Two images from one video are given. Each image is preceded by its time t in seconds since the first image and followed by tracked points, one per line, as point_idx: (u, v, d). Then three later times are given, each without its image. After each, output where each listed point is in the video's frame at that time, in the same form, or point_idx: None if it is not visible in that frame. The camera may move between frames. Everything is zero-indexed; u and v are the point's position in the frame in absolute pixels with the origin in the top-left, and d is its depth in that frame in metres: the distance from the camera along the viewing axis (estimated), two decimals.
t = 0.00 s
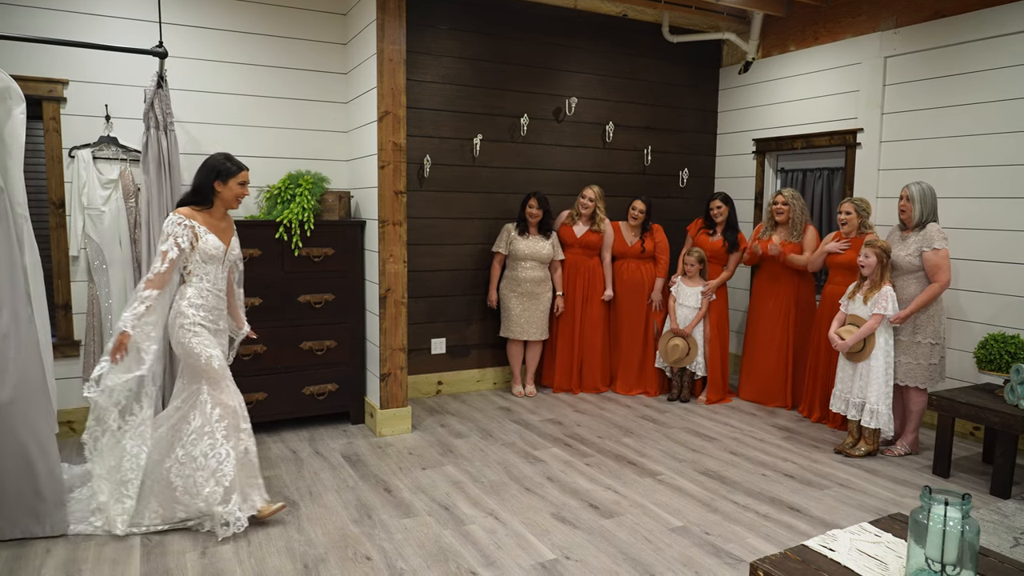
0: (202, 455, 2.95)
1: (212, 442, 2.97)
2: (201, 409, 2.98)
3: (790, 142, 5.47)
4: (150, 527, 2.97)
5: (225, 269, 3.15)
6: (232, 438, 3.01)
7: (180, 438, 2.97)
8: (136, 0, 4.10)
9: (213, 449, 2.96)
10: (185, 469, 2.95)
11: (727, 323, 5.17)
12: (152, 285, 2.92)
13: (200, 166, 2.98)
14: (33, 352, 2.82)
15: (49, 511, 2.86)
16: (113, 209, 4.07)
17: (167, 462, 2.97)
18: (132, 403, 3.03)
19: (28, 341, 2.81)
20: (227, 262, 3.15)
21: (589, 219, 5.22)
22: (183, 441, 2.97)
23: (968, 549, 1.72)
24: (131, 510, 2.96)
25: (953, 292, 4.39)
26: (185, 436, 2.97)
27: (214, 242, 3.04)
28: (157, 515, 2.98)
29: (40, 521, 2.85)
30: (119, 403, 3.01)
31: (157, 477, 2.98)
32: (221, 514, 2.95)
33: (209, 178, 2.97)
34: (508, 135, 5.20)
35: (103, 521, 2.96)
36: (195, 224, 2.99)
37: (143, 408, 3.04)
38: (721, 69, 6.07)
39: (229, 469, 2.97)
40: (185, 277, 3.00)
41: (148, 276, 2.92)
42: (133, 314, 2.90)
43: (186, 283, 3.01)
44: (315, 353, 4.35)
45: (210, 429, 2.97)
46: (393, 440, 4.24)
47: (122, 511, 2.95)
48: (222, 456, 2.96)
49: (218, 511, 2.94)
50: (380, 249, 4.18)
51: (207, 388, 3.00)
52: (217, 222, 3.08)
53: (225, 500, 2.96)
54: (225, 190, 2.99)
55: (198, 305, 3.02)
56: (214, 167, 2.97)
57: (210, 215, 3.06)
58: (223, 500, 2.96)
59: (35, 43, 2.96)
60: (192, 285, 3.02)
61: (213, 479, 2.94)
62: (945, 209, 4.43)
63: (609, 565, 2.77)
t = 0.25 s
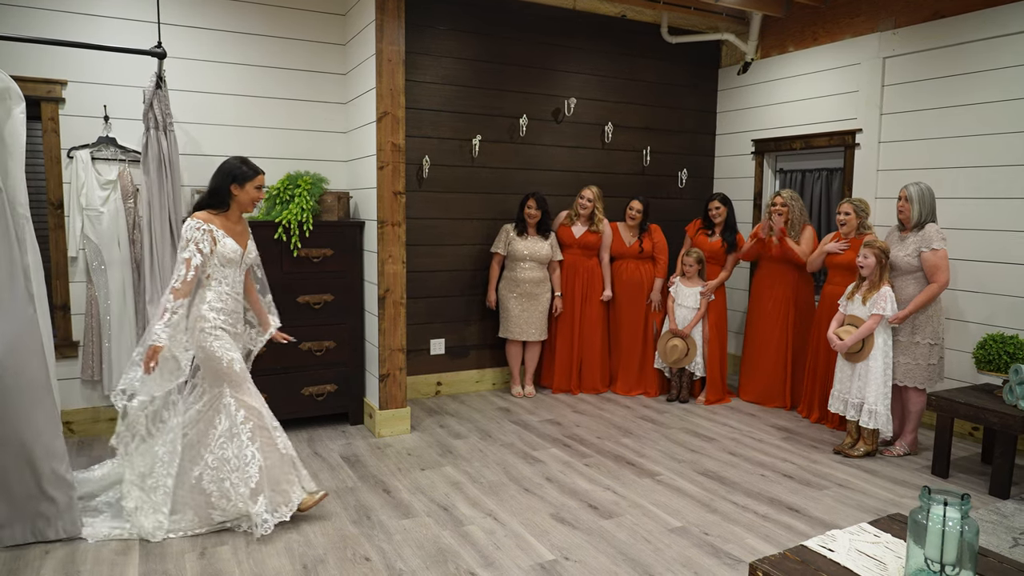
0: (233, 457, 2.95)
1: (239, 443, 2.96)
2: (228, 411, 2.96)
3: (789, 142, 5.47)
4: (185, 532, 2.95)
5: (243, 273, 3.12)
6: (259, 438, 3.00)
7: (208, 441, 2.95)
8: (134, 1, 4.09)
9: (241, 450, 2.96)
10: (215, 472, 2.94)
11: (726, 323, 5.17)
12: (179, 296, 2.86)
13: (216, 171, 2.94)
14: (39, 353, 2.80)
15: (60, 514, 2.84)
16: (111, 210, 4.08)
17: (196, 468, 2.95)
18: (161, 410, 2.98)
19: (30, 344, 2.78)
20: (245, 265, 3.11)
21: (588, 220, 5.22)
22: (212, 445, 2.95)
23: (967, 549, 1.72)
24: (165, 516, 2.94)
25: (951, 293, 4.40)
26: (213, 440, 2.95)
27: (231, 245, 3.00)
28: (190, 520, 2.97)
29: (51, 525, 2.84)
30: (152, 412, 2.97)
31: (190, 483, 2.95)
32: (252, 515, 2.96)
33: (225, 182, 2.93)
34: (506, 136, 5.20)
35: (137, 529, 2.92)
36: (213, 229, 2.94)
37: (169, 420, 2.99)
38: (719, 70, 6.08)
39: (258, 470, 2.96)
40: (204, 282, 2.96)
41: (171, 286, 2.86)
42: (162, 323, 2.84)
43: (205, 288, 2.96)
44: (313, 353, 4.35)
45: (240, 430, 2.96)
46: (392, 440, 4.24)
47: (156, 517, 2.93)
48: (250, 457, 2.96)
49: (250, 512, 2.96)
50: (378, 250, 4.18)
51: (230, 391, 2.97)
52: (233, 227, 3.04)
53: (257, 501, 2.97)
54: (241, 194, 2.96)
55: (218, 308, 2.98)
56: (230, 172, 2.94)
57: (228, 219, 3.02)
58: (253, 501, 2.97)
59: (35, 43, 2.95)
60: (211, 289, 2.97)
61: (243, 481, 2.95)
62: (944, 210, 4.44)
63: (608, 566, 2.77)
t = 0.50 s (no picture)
0: (258, 459, 2.94)
1: (263, 445, 2.95)
2: (252, 413, 2.95)
3: (786, 142, 5.48)
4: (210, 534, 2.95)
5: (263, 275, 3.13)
6: (282, 441, 3.00)
7: (233, 444, 2.94)
8: None
9: (264, 452, 2.95)
10: (241, 475, 2.94)
11: (723, 323, 5.17)
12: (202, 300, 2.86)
13: (232, 174, 2.95)
14: (40, 352, 2.77)
15: (65, 516, 2.81)
16: (108, 209, 4.08)
17: (222, 470, 2.94)
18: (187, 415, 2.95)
19: (31, 343, 2.74)
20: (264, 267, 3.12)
21: (585, 219, 5.22)
22: (237, 448, 2.94)
23: (964, 548, 1.72)
24: (189, 520, 2.94)
25: (949, 292, 4.40)
26: (238, 442, 2.94)
27: (251, 246, 3.01)
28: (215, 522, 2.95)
29: (57, 527, 2.80)
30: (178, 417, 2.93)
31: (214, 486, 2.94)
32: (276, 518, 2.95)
33: (242, 183, 2.93)
34: (504, 136, 5.20)
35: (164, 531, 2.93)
36: (234, 232, 2.95)
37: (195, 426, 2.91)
38: (717, 70, 6.08)
39: (283, 472, 2.97)
40: (227, 286, 2.97)
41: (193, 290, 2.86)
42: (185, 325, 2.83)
43: (228, 291, 2.97)
44: (311, 353, 4.34)
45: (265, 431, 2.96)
46: (390, 440, 4.23)
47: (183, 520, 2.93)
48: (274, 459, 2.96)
49: (275, 514, 2.95)
50: (376, 250, 4.18)
51: (253, 393, 2.96)
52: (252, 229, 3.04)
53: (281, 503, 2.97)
54: (259, 195, 2.97)
55: (243, 310, 2.99)
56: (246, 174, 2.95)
57: (246, 220, 3.03)
58: (277, 504, 2.97)
59: (35, 43, 2.93)
60: (234, 292, 2.98)
61: (268, 484, 2.95)
62: (941, 209, 4.44)
63: (606, 565, 2.77)
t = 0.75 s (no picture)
0: (273, 459, 2.97)
1: (280, 445, 2.98)
2: (268, 413, 2.97)
3: (778, 142, 5.50)
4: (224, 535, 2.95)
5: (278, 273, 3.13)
6: (299, 442, 3.02)
7: (250, 444, 2.96)
8: None
9: (280, 452, 2.97)
10: (258, 474, 2.97)
11: (714, 322, 5.18)
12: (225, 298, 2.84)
13: (244, 175, 2.95)
14: (32, 353, 2.72)
15: (61, 520, 2.78)
16: (98, 209, 4.05)
17: (240, 469, 2.97)
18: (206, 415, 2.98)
19: (22, 344, 2.69)
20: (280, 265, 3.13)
21: (577, 218, 5.23)
22: (255, 448, 2.97)
23: (955, 545, 1.73)
24: (209, 520, 2.95)
25: (939, 291, 4.42)
26: (255, 441, 2.97)
27: (268, 245, 3.01)
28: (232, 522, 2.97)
29: (53, 531, 2.77)
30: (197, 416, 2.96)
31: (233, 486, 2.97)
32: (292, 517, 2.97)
33: (256, 182, 2.94)
34: (497, 135, 5.19)
35: (178, 531, 2.93)
36: (251, 231, 2.95)
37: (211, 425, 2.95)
38: (710, 69, 6.09)
39: (299, 472, 2.99)
40: (246, 285, 2.97)
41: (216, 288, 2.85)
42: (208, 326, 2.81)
43: (248, 290, 2.98)
44: (303, 353, 4.33)
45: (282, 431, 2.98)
46: (382, 440, 4.22)
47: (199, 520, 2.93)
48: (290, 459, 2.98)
49: (291, 514, 2.97)
50: (369, 249, 4.16)
51: (272, 393, 2.98)
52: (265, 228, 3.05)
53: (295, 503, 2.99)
54: (274, 194, 2.98)
55: (262, 309, 3.00)
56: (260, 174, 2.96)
57: (260, 220, 3.03)
58: (293, 504, 2.99)
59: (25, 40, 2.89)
60: (254, 292, 2.99)
61: (284, 484, 2.98)
62: (932, 208, 4.46)
63: (599, 564, 2.77)
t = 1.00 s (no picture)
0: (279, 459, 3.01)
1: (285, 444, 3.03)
2: (273, 414, 3.02)
3: (765, 142, 5.52)
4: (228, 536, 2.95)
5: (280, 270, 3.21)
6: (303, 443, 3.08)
7: (256, 444, 2.99)
8: None
9: (286, 453, 3.03)
10: (263, 475, 2.98)
11: (701, 321, 5.19)
12: (249, 292, 2.90)
13: (253, 170, 3.01)
14: (14, 353, 2.63)
15: (47, 524, 2.71)
16: (82, 209, 4.00)
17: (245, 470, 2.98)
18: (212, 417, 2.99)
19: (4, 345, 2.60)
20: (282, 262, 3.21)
21: (565, 218, 5.23)
22: (260, 448, 3.00)
23: (940, 542, 1.74)
24: (213, 521, 2.93)
25: (924, 290, 4.46)
26: (261, 442, 3.00)
27: (277, 241, 3.11)
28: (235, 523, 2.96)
29: (39, 537, 2.70)
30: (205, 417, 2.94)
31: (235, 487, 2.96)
32: (298, 515, 3.01)
33: (268, 178, 3.01)
34: (485, 135, 5.18)
35: (182, 534, 2.91)
36: (262, 226, 3.00)
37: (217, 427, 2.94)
38: (697, 69, 6.12)
39: (304, 472, 3.04)
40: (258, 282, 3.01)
41: (238, 283, 2.90)
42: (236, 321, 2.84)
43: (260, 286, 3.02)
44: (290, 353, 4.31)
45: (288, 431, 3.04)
46: (370, 441, 4.20)
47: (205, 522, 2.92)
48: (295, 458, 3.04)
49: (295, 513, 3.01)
50: (356, 249, 4.14)
51: (278, 391, 3.04)
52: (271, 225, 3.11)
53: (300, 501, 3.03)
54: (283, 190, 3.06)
55: (271, 307, 3.05)
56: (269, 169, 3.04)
57: (267, 216, 3.09)
58: (297, 503, 3.03)
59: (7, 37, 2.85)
60: (264, 290, 3.03)
61: (289, 483, 3.01)
62: (917, 208, 4.50)
63: (587, 564, 2.77)
